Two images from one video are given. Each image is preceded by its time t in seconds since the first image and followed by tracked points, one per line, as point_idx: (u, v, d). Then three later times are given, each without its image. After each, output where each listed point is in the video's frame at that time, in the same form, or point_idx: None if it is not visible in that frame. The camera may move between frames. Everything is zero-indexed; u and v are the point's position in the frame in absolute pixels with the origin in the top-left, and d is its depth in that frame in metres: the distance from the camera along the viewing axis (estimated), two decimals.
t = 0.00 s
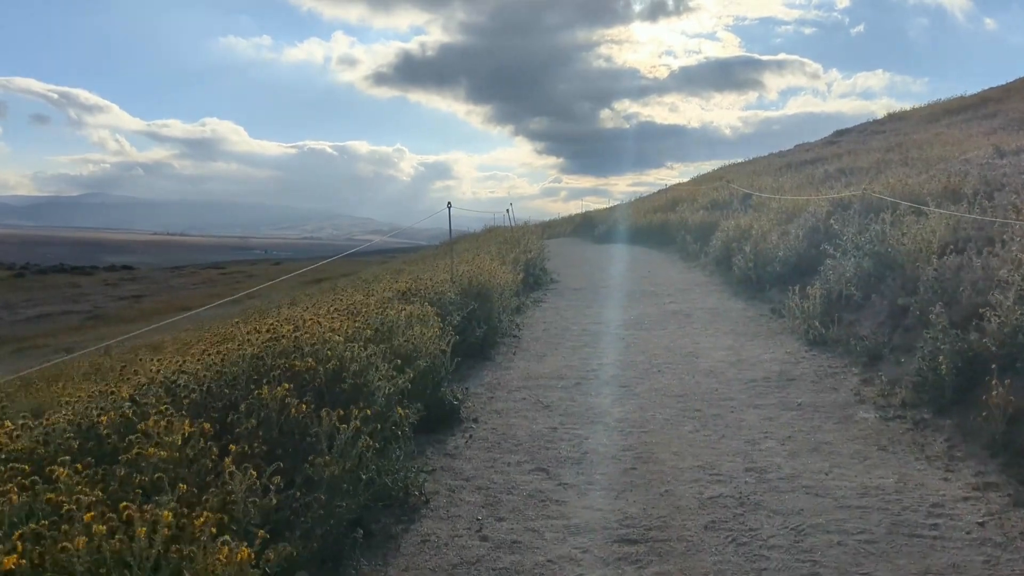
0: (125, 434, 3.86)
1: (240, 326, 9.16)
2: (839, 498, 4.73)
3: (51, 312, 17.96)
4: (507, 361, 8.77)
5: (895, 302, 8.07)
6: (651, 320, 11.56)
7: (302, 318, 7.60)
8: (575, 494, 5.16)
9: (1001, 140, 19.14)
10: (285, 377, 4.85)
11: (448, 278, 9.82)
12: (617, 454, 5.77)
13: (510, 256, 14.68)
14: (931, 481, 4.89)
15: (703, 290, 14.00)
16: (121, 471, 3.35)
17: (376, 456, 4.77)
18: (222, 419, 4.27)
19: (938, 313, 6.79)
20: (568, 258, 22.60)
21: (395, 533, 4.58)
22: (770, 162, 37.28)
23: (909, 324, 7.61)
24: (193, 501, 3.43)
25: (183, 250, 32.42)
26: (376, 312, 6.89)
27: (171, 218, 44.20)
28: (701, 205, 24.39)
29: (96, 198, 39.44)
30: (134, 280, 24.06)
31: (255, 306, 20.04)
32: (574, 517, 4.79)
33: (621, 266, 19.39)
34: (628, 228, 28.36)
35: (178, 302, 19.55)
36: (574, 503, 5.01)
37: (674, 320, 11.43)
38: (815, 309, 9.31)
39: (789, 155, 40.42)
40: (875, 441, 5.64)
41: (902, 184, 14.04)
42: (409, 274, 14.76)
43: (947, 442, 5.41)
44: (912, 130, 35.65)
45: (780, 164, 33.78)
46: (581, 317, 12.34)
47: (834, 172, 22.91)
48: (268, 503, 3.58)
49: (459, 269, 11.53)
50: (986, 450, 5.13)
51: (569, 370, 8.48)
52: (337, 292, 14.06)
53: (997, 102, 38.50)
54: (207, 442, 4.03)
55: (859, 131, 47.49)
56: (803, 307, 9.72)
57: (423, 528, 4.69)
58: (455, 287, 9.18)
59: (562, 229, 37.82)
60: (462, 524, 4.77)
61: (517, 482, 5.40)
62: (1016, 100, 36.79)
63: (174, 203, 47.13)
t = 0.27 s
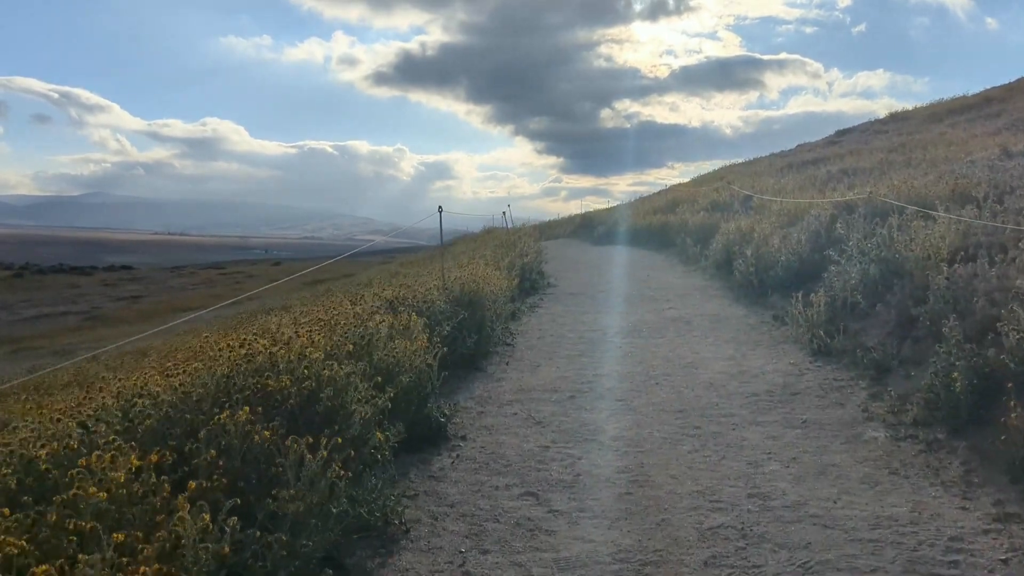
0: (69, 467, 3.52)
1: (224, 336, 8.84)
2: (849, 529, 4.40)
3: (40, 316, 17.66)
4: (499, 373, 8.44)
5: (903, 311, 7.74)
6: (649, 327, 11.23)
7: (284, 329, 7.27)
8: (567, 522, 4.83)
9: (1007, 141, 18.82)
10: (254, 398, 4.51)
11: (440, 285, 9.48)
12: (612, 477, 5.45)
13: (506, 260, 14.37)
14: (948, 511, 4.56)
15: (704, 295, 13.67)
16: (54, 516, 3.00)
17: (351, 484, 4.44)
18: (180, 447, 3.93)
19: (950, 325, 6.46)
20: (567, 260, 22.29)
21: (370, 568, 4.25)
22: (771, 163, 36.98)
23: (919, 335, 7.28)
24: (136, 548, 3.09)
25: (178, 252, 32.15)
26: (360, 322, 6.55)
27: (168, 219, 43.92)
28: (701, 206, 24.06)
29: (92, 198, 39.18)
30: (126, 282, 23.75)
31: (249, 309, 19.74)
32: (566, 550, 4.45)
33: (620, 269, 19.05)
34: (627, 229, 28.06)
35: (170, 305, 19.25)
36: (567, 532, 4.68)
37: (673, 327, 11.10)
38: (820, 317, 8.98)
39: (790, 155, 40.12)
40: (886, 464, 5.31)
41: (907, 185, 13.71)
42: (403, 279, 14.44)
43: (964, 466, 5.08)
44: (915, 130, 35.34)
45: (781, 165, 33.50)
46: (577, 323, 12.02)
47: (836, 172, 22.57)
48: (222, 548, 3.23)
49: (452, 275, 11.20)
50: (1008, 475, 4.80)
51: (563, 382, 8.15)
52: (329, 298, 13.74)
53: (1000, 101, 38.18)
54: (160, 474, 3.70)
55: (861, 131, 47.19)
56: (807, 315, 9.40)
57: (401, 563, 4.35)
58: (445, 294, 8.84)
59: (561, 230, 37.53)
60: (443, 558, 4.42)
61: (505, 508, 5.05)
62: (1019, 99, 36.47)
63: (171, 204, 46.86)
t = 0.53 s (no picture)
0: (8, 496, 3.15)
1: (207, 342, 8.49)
2: (868, 557, 4.06)
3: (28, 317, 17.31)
4: (493, 382, 8.09)
5: (916, 317, 7.40)
6: (650, 331, 10.89)
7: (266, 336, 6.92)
8: (563, 546, 4.48)
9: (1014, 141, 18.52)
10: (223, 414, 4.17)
11: (432, 288, 9.13)
12: (611, 496, 5.10)
13: (503, 262, 14.04)
14: (974, 536, 4.22)
15: (705, 297, 13.32)
16: None
17: (326, 510, 4.09)
18: (139, 469, 3.58)
19: (969, 334, 6.11)
20: (566, 261, 21.96)
21: None
22: (773, 163, 36.66)
23: (933, 342, 6.95)
24: None
25: (174, 252, 31.82)
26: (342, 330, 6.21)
27: (164, 219, 43.58)
28: (702, 207, 23.72)
29: (88, 198, 38.86)
30: (119, 282, 23.40)
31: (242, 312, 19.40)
32: None
33: (619, 271, 18.71)
34: (628, 230, 27.74)
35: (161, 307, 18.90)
36: (562, 558, 4.33)
37: (674, 332, 10.76)
38: (827, 322, 8.63)
39: (792, 155, 39.82)
40: (904, 482, 4.96)
41: (914, 185, 13.40)
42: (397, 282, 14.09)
43: (988, 486, 4.74)
44: (918, 130, 35.05)
45: (783, 165, 33.19)
46: (576, 327, 11.67)
47: (839, 173, 22.23)
48: None
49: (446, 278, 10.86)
50: None
51: (560, 390, 7.80)
52: (321, 300, 13.40)
53: (1004, 101, 37.88)
54: (114, 501, 3.35)
55: (863, 131, 46.88)
56: (813, 319, 9.07)
57: None
58: (437, 298, 8.49)
59: (560, 230, 37.21)
60: None
61: (495, 531, 4.71)
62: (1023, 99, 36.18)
63: (167, 204, 46.52)
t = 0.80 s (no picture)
0: None
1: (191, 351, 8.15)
2: None
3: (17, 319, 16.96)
4: (490, 393, 7.74)
5: (933, 326, 7.05)
6: (652, 336, 10.56)
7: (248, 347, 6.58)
8: None
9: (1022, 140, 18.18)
10: (187, 440, 3.82)
11: (426, 293, 8.78)
12: (613, 521, 4.75)
13: (501, 264, 13.70)
14: (1010, 571, 3.87)
15: (709, 301, 12.98)
16: None
17: (301, 544, 3.73)
18: (89, 503, 3.25)
19: (995, 347, 5.77)
20: (566, 262, 21.62)
21: None
22: (774, 162, 36.31)
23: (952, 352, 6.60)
24: None
25: (169, 251, 31.47)
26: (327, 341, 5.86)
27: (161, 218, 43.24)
28: (704, 207, 23.38)
29: (84, 197, 38.53)
30: (112, 282, 23.05)
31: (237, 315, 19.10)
32: None
33: (620, 272, 18.37)
34: (628, 230, 27.40)
35: (154, 309, 18.62)
36: None
37: (677, 336, 10.42)
38: (838, 329, 8.29)
39: (794, 154, 39.48)
40: (929, 508, 4.62)
41: (923, 186, 13.07)
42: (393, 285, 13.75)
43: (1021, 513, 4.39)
44: (921, 129, 34.72)
45: (785, 164, 32.85)
46: (575, 331, 11.34)
47: (843, 172, 21.88)
48: None
49: (442, 281, 10.50)
50: None
51: (558, 401, 7.46)
52: (315, 304, 13.06)
53: (1008, 100, 37.55)
54: (56, 543, 3.01)
55: (865, 130, 46.54)
56: (823, 326, 8.72)
57: None
58: (432, 304, 8.13)
59: (560, 230, 36.87)
60: None
61: (488, 561, 4.35)
62: None
63: (164, 203, 46.17)
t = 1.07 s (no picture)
0: None
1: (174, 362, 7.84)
2: None
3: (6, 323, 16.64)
4: (484, 406, 7.42)
5: (950, 336, 6.74)
6: (653, 343, 10.23)
7: (229, 360, 6.27)
8: None
9: None
10: (147, 470, 3.52)
11: (419, 301, 8.46)
12: (614, 551, 4.43)
13: (499, 269, 13.38)
14: None
15: (712, 306, 12.66)
16: None
17: None
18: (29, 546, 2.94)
19: (1019, 362, 5.45)
20: (565, 265, 21.30)
21: None
22: (776, 163, 36.00)
23: (970, 365, 6.28)
24: None
25: (165, 253, 31.14)
26: (309, 355, 5.55)
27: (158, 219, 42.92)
28: (705, 208, 23.06)
29: (80, 199, 38.22)
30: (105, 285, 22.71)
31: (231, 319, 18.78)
32: None
33: (620, 274, 18.05)
34: (629, 231, 27.09)
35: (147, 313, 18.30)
36: None
37: (679, 343, 10.10)
38: (847, 338, 7.97)
39: (795, 155, 39.18)
40: (953, 538, 4.29)
41: (931, 187, 12.76)
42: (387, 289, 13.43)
43: None
44: (924, 129, 34.41)
45: (787, 165, 32.54)
46: (574, 337, 11.03)
47: (846, 174, 21.57)
48: None
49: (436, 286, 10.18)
50: None
51: (556, 414, 7.14)
52: (307, 309, 12.74)
53: (1011, 100, 37.23)
54: None
55: (867, 131, 46.23)
56: (831, 334, 8.40)
57: None
58: (424, 312, 7.81)
59: (560, 231, 36.55)
60: None
61: None
62: None
63: (161, 203, 45.87)
